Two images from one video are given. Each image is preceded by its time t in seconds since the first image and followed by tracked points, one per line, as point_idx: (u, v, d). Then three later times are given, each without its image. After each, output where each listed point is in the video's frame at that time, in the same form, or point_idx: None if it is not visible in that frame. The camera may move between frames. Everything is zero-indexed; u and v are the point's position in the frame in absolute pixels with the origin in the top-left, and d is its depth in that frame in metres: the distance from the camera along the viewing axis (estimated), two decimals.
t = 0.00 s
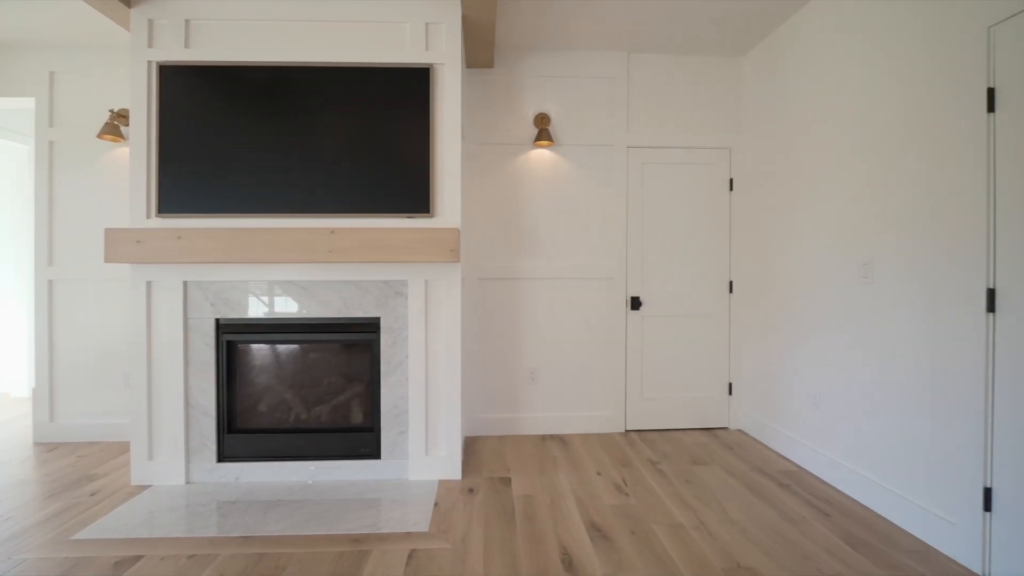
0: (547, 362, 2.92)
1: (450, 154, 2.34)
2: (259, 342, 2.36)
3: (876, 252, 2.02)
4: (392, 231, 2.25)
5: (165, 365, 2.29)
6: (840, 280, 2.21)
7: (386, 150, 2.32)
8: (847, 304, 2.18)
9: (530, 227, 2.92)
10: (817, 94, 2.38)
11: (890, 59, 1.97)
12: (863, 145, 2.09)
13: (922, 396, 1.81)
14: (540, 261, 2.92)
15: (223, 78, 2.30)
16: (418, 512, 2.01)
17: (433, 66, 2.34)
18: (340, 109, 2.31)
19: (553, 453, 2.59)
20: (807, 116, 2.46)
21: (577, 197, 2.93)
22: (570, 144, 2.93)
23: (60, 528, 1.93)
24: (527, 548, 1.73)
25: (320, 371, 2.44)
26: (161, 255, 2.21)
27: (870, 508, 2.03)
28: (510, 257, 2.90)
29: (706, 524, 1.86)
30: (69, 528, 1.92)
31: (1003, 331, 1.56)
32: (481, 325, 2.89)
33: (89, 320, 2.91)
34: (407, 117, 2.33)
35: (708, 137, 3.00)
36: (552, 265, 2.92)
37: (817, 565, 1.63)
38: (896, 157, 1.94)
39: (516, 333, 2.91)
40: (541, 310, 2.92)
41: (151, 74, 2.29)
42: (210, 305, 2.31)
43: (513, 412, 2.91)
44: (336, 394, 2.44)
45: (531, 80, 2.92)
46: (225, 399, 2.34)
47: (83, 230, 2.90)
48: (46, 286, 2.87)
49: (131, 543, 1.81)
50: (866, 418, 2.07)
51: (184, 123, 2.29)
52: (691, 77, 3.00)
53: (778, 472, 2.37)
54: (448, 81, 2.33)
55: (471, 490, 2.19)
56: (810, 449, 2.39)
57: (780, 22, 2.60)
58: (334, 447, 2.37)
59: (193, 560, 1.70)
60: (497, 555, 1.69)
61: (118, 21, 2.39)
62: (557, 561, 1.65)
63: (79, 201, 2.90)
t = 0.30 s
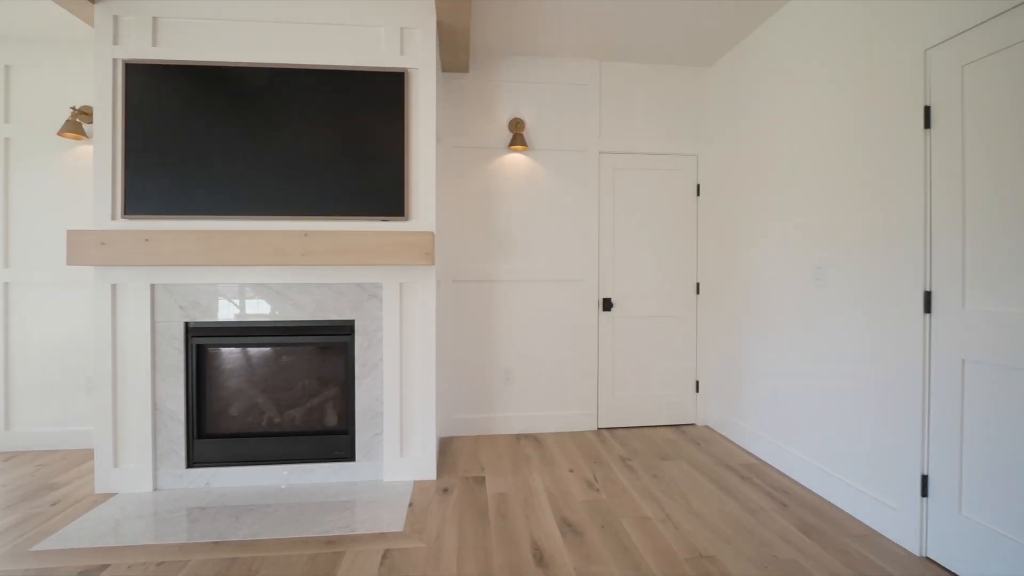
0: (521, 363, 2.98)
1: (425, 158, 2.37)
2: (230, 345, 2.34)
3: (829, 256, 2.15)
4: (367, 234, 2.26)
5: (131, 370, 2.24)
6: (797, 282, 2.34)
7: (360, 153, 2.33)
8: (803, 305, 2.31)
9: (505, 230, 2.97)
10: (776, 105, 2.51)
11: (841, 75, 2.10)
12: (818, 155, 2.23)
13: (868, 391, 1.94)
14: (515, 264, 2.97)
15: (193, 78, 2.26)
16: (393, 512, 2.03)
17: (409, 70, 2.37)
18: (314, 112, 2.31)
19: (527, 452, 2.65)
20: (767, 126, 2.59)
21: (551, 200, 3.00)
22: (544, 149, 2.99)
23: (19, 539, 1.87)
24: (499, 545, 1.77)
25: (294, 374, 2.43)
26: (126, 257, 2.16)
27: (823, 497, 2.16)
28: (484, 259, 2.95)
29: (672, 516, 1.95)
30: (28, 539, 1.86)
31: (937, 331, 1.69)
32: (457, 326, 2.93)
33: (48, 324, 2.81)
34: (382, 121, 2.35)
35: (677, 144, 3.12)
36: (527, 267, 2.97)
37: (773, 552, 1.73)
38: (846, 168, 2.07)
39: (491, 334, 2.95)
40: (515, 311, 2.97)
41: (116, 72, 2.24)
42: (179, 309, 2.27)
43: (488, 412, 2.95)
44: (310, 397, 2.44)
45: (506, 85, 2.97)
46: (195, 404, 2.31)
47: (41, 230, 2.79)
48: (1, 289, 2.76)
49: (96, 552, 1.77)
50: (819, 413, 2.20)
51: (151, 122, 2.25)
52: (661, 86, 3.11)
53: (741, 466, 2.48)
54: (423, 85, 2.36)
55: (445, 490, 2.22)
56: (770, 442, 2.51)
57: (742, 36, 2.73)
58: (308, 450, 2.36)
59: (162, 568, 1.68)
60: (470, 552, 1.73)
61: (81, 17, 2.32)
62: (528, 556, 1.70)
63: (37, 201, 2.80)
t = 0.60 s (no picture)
0: (496, 364, 3.03)
1: (400, 163, 2.40)
2: (201, 350, 2.32)
3: (785, 261, 2.28)
4: (342, 238, 2.28)
5: (97, 376, 2.19)
6: (757, 285, 2.47)
7: (335, 158, 2.35)
8: (762, 307, 2.44)
9: (480, 234, 3.01)
10: (739, 117, 2.63)
11: (796, 92, 2.23)
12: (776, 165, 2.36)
13: (820, 388, 2.08)
14: (490, 267, 3.02)
15: (162, 79, 2.23)
16: (368, 514, 2.06)
17: (384, 76, 2.39)
18: (288, 116, 2.31)
19: (502, 452, 2.70)
20: (730, 137, 2.72)
21: (525, 205, 3.06)
22: (519, 154, 3.05)
23: None
24: (473, 542, 1.82)
25: (267, 379, 2.42)
26: (92, 261, 2.11)
27: (780, 489, 2.29)
28: (460, 262, 2.99)
29: (639, 510, 2.04)
30: None
31: (880, 332, 1.82)
32: (433, 329, 2.96)
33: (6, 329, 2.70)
34: (357, 126, 2.36)
35: (647, 151, 3.23)
36: (502, 270, 3.03)
37: (732, 541, 1.83)
38: (800, 178, 2.20)
39: (467, 336, 3.00)
40: (491, 314, 3.02)
41: (80, 71, 2.18)
42: (148, 314, 2.24)
43: (463, 413, 3.00)
44: (284, 401, 2.43)
45: (481, 91, 3.02)
46: (165, 411, 2.28)
47: None
48: None
49: (62, 562, 1.74)
50: (777, 409, 2.33)
51: (118, 124, 2.20)
52: (632, 95, 3.21)
53: (706, 460, 2.60)
54: (398, 92, 2.39)
55: (420, 491, 2.26)
56: (733, 438, 2.64)
57: (707, 50, 2.85)
58: (282, 455, 2.36)
59: None
60: (444, 551, 1.78)
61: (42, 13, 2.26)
62: (501, 552, 1.76)
63: None
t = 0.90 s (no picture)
0: (471, 366, 3.07)
1: (375, 167, 2.41)
2: (171, 355, 2.28)
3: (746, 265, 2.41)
4: (316, 242, 2.28)
5: (59, 383, 2.12)
6: (721, 287, 2.59)
7: (309, 161, 2.35)
8: (725, 308, 2.56)
9: (455, 237, 3.05)
10: (704, 127, 2.75)
11: (755, 105, 2.35)
12: (738, 174, 2.48)
13: (777, 385, 2.20)
14: (465, 270, 3.06)
15: (129, 79, 2.19)
16: (343, 516, 2.07)
17: (359, 81, 2.40)
18: (261, 119, 2.30)
19: (477, 452, 2.75)
20: (695, 146, 2.84)
21: (500, 209, 3.12)
22: (494, 159, 3.11)
23: None
24: (448, 541, 1.86)
25: (240, 383, 2.40)
26: (54, 265, 2.05)
27: (741, 481, 2.41)
28: (436, 265, 3.02)
29: (608, 505, 2.12)
30: None
31: (829, 333, 1.95)
32: (408, 331, 2.98)
33: None
34: (332, 130, 2.37)
35: (618, 157, 3.33)
36: (477, 273, 3.08)
37: (695, 532, 1.93)
38: (760, 187, 2.33)
39: (443, 338, 3.03)
40: (466, 316, 3.06)
41: (41, 69, 2.12)
42: (114, 318, 2.19)
43: (439, 415, 3.03)
44: (257, 405, 2.42)
45: (457, 97, 3.06)
46: (132, 417, 2.23)
47: None
48: None
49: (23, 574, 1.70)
50: (738, 406, 2.45)
51: (82, 124, 2.15)
52: (603, 103, 3.31)
53: (673, 456, 2.72)
54: (374, 96, 2.40)
55: (396, 492, 2.28)
56: (699, 434, 2.76)
57: (675, 61, 2.97)
58: (255, 460, 2.35)
59: None
60: (419, 550, 1.81)
61: None
62: (475, 550, 1.80)
63: None
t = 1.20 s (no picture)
0: (447, 367, 3.10)
1: (351, 171, 2.42)
2: (139, 360, 2.23)
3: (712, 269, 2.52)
4: (291, 245, 2.27)
5: (19, 391, 2.05)
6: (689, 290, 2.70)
7: (283, 164, 2.34)
8: (692, 310, 2.67)
9: (432, 240, 3.08)
10: (673, 135, 2.86)
11: (720, 117, 2.47)
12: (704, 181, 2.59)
13: (739, 383, 2.32)
14: (442, 272, 3.09)
15: (95, 78, 2.13)
16: (318, 519, 2.08)
17: (334, 84, 2.40)
18: (234, 121, 2.28)
19: (453, 453, 2.78)
20: (664, 154, 2.95)
21: (477, 212, 3.16)
22: (470, 163, 3.15)
23: None
24: (424, 541, 1.90)
25: (211, 388, 2.37)
26: (13, 268, 1.99)
27: (707, 476, 2.52)
28: (412, 268, 3.03)
29: (581, 502, 2.19)
30: None
31: (786, 334, 2.07)
32: (385, 334, 2.98)
33: None
34: (307, 133, 2.37)
35: (592, 163, 3.42)
36: (454, 276, 3.11)
37: (663, 525, 2.02)
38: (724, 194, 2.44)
39: (419, 340, 3.05)
40: (443, 318, 3.09)
41: None
42: (78, 323, 2.13)
43: (416, 416, 3.05)
44: (229, 410, 2.39)
45: (433, 101, 3.08)
46: (97, 424, 2.18)
47: None
48: None
49: None
50: (705, 403, 2.56)
51: (44, 123, 2.08)
52: (577, 109, 3.39)
53: (643, 453, 2.81)
54: (349, 100, 2.41)
55: (372, 494, 2.30)
56: (668, 431, 2.87)
57: (646, 71, 3.07)
58: (227, 465, 2.32)
59: None
60: (395, 550, 1.84)
61: None
62: (451, 549, 1.84)
63: None
